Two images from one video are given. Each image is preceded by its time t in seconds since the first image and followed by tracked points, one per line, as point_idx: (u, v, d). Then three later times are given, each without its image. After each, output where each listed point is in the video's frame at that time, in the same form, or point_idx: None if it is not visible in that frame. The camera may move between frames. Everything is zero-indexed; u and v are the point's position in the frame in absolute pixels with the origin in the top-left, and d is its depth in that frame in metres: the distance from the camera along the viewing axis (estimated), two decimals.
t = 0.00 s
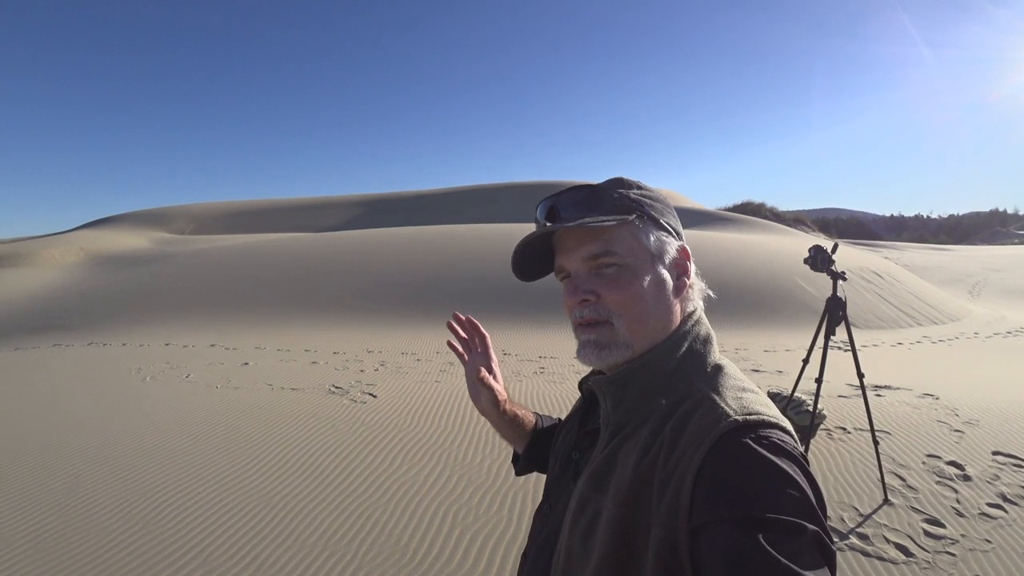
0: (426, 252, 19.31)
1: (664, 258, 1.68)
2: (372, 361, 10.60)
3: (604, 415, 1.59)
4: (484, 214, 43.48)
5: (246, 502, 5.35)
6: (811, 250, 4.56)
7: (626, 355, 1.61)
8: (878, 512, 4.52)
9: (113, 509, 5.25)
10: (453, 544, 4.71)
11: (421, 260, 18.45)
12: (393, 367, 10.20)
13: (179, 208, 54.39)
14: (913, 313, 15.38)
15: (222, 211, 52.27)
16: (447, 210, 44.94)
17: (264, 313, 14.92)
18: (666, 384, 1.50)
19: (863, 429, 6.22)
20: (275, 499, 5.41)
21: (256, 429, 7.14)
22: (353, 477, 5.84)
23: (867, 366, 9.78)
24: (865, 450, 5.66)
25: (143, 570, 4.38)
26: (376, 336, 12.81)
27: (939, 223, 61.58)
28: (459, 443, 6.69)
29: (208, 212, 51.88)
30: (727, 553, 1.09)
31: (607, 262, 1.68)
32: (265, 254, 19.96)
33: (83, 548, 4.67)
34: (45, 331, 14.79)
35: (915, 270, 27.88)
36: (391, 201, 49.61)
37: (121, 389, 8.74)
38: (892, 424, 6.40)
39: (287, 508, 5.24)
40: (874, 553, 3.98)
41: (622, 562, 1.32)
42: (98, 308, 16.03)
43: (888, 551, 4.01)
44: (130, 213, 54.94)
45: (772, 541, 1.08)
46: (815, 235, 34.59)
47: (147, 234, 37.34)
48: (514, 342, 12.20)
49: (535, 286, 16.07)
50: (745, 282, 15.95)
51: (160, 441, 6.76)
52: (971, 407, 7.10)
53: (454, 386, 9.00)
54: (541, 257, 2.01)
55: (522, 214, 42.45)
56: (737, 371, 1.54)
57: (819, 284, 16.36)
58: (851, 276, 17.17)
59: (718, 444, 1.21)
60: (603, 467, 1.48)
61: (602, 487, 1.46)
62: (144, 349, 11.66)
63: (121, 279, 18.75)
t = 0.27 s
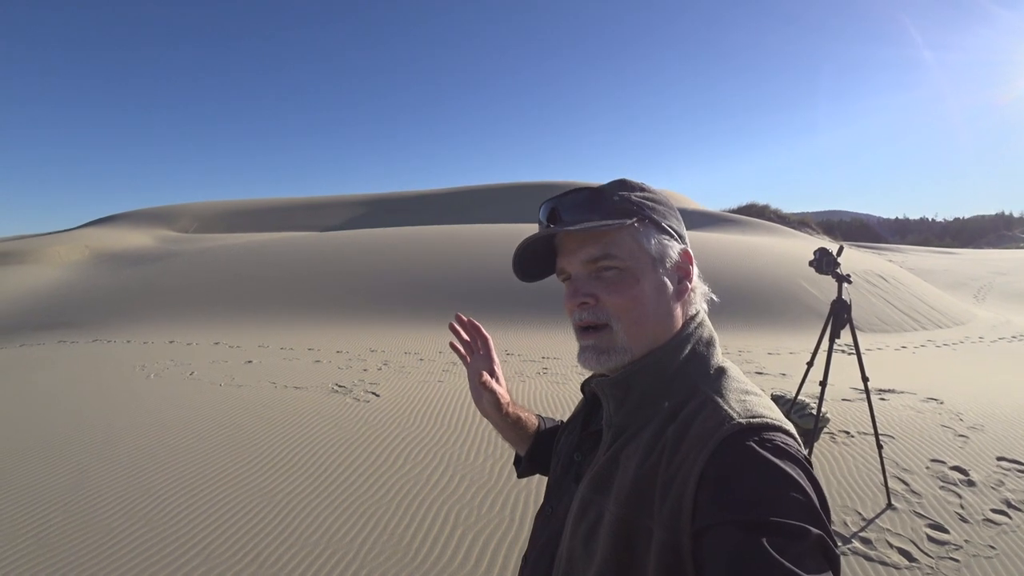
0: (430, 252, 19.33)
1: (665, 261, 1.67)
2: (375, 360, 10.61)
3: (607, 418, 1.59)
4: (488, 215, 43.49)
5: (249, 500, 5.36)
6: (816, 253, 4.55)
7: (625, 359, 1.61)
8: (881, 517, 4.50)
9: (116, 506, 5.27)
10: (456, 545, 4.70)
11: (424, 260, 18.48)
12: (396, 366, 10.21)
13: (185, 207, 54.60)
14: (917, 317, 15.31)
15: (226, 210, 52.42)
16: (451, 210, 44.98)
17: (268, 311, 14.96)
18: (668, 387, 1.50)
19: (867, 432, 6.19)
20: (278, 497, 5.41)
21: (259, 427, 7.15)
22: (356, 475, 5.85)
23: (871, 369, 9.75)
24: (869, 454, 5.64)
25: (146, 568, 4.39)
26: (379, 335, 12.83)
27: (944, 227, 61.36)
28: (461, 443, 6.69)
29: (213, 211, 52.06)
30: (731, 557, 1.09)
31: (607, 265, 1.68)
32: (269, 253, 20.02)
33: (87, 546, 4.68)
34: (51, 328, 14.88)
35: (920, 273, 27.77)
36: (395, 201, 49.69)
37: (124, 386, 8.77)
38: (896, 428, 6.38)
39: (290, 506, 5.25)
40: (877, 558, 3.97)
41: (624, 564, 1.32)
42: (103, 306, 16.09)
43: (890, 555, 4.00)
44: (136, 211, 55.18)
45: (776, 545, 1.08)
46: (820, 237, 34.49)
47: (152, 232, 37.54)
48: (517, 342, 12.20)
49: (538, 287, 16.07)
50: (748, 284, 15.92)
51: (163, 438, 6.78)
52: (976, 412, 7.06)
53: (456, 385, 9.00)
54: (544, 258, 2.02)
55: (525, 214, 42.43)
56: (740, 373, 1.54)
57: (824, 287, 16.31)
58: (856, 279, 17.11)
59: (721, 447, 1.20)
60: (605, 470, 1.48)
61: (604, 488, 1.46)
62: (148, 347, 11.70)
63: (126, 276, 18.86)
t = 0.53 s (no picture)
0: (432, 252, 19.34)
1: (664, 261, 1.67)
2: (378, 360, 10.61)
3: (607, 419, 1.59)
4: (490, 215, 43.49)
5: (252, 499, 5.37)
6: (819, 253, 4.54)
7: (621, 357, 1.62)
8: (884, 518, 4.50)
9: (120, 505, 5.28)
10: (458, 544, 4.71)
11: (426, 259, 18.48)
12: (398, 365, 10.21)
13: (188, 206, 54.68)
14: (920, 318, 15.28)
15: (229, 209, 52.49)
16: (453, 210, 45.01)
17: (270, 310, 14.97)
18: (668, 388, 1.50)
19: (870, 434, 6.18)
20: (281, 496, 5.42)
21: (262, 426, 7.16)
22: (359, 475, 5.85)
23: (874, 370, 9.73)
24: (872, 455, 5.63)
25: (149, 566, 4.40)
26: (381, 335, 12.84)
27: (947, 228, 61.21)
28: (464, 443, 6.69)
29: (216, 210, 52.13)
30: (731, 559, 1.09)
31: (606, 264, 1.68)
32: (272, 252, 20.04)
33: (89, 545, 4.69)
34: (54, 326, 14.92)
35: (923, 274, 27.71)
36: (397, 200, 49.71)
37: (127, 385, 8.79)
38: (899, 429, 6.36)
39: (292, 505, 5.25)
40: (880, 559, 3.97)
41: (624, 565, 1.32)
42: (105, 305, 16.11)
43: (893, 557, 3.99)
44: (139, 210, 55.29)
45: (775, 547, 1.08)
46: (822, 238, 34.42)
47: (155, 231, 37.64)
48: (519, 342, 12.20)
49: (541, 287, 16.06)
50: (751, 285, 15.90)
51: (166, 437, 6.79)
52: (979, 413, 7.04)
53: (458, 385, 9.00)
54: (545, 257, 2.02)
55: (527, 214, 42.43)
56: (740, 375, 1.54)
57: (826, 288, 16.28)
58: (858, 280, 17.08)
59: (722, 449, 1.21)
60: (605, 471, 1.48)
61: (604, 490, 1.46)
62: (151, 345, 11.71)
63: (129, 275, 18.89)
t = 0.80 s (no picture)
0: (433, 252, 19.34)
1: (659, 259, 1.66)
2: (379, 360, 10.61)
3: (609, 418, 1.60)
4: (490, 215, 43.51)
5: (252, 499, 5.37)
6: (821, 252, 4.55)
7: (614, 356, 1.63)
8: (886, 517, 4.51)
9: (120, 505, 5.28)
10: (460, 544, 4.71)
11: (427, 259, 18.48)
12: (399, 365, 10.21)
13: (188, 206, 54.67)
14: (921, 317, 15.29)
15: (229, 209, 52.47)
16: (453, 210, 45.01)
17: (271, 310, 14.97)
18: (668, 387, 1.50)
19: (871, 433, 6.19)
20: (282, 496, 5.42)
21: (263, 426, 7.17)
22: (360, 475, 5.85)
23: (875, 370, 9.73)
24: (873, 454, 5.64)
25: (150, 566, 4.40)
26: (382, 335, 12.84)
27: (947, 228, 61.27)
28: (465, 443, 6.69)
29: (216, 210, 52.11)
30: (734, 557, 1.09)
31: (599, 263, 1.69)
32: (273, 252, 20.04)
33: (90, 545, 4.69)
34: (55, 326, 14.92)
35: (923, 274, 27.73)
36: (397, 200, 49.71)
37: (128, 385, 8.79)
38: (900, 429, 6.37)
39: (293, 505, 5.25)
40: (882, 558, 3.97)
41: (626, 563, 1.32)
42: (106, 305, 16.11)
43: (895, 555, 4.00)
44: (138, 210, 55.22)
45: (777, 545, 1.09)
46: (823, 238, 34.44)
47: (155, 231, 37.64)
48: (520, 342, 12.20)
49: (541, 287, 16.06)
50: (751, 285, 15.91)
51: (167, 437, 6.79)
52: (981, 412, 7.05)
53: (459, 385, 9.00)
54: (546, 258, 2.03)
55: (528, 214, 42.44)
56: (742, 374, 1.54)
57: (827, 287, 16.28)
58: (859, 280, 17.09)
59: (724, 447, 1.21)
60: (608, 470, 1.48)
61: (607, 489, 1.46)
62: (152, 345, 11.71)
63: (129, 275, 18.88)
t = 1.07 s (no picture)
0: (431, 252, 19.33)
1: (659, 258, 1.66)
2: (377, 360, 10.59)
3: (610, 418, 1.60)
4: (488, 215, 43.50)
5: (250, 501, 5.35)
6: (819, 252, 4.57)
7: (615, 355, 1.64)
8: (884, 515, 4.53)
9: (117, 506, 5.26)
10: (459, 545, 4.71)
11: (425, 260, 18.47)
12: (397, 366, 10.20)
13: (184, 206, 54.48)
14: (917, 317, 15.36)
15: (225, 210, 52.32)
16: (450, 211, 44.98)
17: (268, 311, 14.93)
18: (669, 386, 1.51)
19: (869, 432, 6.22)
20: (281, 497, 5.41)
21: (261, 427, 7.15)
22: (359, 476, 5.84)
23: (872, 370, 9.78)
24: (871, 453, 5.67)
25: (148, 568, 4.38)
26: (381, 335, 12.82)
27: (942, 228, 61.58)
28: (464, 443, 6.68)
29: (212, 211, 51.96)
30: (736, 556, 1.10)
31: (599, 263, 1.69)
32: (270, 253, 20.00)
33: (87, 546, 4.67)
34: (52, 326, 14.87)
35: (919, 274, 27.85)
36: (394, 201, 49.67)
37: (125, 386, 8.76)
38: (897, 428, 6.40)
39: (292, 506, 5.24)
40: (881, 556, 3.99)
41: (628, 562, 1.33)
42: (103, 305, 16.05)
43: (893, 554, 4.02)
44: (133, 210, 55.01)
45: (779, 545, 1.09)
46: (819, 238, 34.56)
47: (151, 231, 37.51)
48: (518, 342, 12.20)
49: (540, 287, 16.07)
50: (749, 285, 15.96)
51: (165, 438, 6.77)
52: (977, 411, 7.09)
53: (458, 386, 9.00)
54: (545, 258, 2.03)
55: (525, 214, 42.44)
56: (743, 373, 1.55)
57: (824, 287, 16.35)
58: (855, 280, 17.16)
59: (726, 446, 1.22)
60: (610, 470, 1.49)
61: (609, 488, 1.47)
62: (149, 346, 11.67)
63: (126, 276, 18.81)
